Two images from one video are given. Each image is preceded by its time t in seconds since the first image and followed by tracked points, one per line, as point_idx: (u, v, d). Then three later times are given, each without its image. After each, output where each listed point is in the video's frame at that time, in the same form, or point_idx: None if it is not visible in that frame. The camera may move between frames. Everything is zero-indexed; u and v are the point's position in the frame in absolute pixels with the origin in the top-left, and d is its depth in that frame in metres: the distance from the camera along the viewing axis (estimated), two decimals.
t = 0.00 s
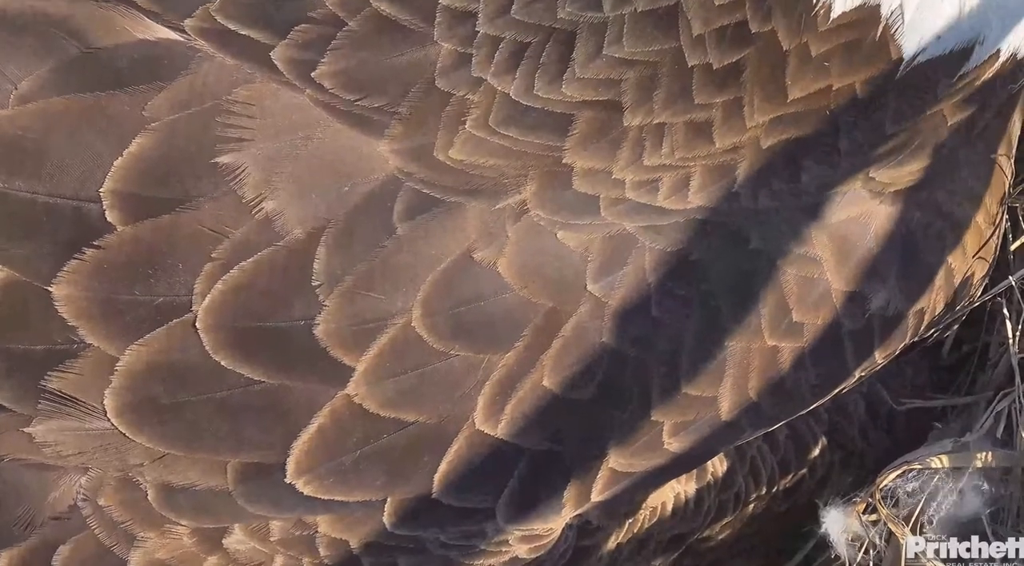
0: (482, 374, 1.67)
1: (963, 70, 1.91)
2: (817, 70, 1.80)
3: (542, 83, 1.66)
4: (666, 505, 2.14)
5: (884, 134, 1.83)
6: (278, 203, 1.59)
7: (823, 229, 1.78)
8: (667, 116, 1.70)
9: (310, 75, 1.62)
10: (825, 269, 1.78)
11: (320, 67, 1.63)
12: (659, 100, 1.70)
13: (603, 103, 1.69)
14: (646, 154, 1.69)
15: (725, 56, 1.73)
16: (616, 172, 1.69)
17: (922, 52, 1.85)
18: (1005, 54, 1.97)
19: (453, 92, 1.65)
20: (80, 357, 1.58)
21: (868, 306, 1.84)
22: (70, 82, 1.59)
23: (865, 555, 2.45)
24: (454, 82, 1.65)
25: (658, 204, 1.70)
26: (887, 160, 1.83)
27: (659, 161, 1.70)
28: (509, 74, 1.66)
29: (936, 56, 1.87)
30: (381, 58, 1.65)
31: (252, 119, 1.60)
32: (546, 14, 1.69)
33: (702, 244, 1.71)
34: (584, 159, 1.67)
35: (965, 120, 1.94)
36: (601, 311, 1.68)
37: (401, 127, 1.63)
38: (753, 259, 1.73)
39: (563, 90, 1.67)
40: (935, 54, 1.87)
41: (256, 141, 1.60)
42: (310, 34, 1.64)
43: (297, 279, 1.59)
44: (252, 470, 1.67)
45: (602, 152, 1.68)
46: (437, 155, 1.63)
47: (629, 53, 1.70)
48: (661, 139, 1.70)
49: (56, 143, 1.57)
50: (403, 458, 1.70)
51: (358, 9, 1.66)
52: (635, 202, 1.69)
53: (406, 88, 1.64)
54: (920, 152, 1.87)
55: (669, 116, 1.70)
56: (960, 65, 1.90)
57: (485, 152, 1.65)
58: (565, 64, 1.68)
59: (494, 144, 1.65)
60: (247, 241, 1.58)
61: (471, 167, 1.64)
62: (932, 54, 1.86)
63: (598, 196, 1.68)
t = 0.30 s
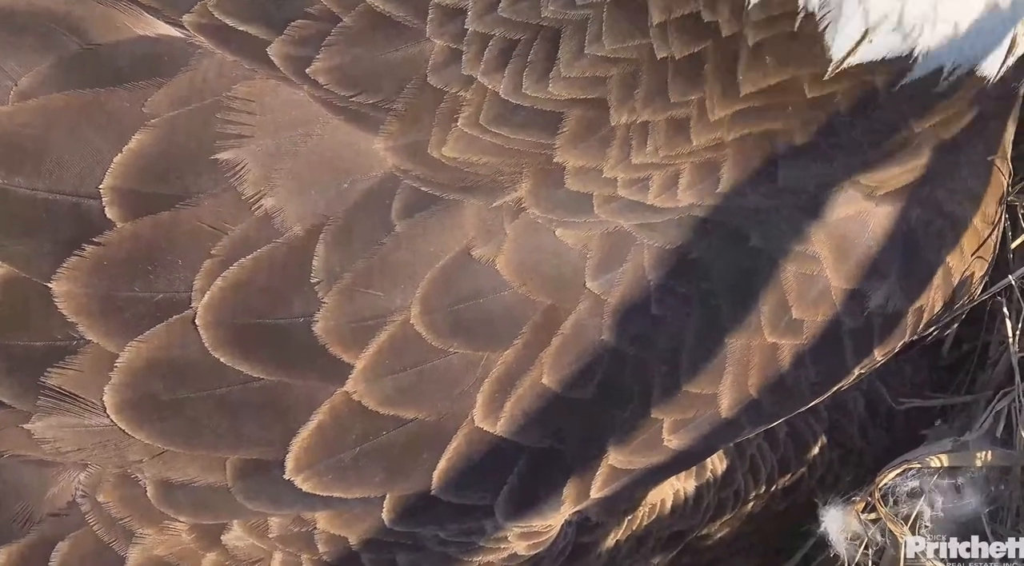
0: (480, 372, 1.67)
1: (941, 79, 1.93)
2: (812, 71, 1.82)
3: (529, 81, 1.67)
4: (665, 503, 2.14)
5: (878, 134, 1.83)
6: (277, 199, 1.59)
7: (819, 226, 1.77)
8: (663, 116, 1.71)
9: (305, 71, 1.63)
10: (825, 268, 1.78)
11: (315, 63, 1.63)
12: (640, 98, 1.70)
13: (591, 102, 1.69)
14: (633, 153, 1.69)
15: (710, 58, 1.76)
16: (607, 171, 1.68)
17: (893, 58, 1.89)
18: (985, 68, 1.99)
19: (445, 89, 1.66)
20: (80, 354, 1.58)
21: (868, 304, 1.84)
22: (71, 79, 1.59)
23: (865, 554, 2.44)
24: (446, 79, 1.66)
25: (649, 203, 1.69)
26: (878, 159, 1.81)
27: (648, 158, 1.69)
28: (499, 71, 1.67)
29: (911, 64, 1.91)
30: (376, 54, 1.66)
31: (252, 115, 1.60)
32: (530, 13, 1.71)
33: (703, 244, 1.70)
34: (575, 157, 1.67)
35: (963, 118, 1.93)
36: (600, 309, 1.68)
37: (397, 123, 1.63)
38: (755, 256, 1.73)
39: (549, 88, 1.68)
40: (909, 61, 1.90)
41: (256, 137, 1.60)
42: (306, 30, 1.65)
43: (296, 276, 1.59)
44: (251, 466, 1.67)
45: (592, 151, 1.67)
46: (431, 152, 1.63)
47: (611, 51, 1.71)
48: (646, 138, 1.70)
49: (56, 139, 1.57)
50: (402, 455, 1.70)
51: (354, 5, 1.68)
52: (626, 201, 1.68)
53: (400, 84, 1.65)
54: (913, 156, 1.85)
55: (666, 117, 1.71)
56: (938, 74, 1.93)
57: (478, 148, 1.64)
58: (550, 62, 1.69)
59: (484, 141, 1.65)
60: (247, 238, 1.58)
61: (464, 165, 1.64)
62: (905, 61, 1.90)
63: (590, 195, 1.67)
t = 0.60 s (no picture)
0: (478, 372, 1.68)
1: (944, 115, 1.97)
2: (800, 83, 1.85)
3: (507, 90, 1.71)
4: (665, 501, 2.15)
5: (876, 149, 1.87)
6: (273, 200, 1.59)
7: (818, 227, 1.79)
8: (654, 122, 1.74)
9: (294, 72, 1.66)
10: (822, 269, 1.79)
11: (303, 65, 1.66)
12: (611, 111, 1.73)
13: (569, 112, 1.72)
14: (609, 165, 1.71)
15: (678, 74, 1.78)
16: (584, 180, 1.70)
17: (897, 106, 1.92)
18: (986, 91, 2.02)
19: (429, 94, 1.68)
20: (78, 354, 1.58)
21: (865, 304, 1.85)
22: (69, 79, 1.59)
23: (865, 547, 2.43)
24: (427, 84, 1.68)
25: (628, 211, 1.70)
26: (873, 169, 1.85)
27: (625, 169, 1.71)
28: (478, 79, 1.70)
29: (913, 104, 1.94)
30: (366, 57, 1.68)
31: (246, 116, 1.61)
32: (505, 24, 1.76)
33: (701, 245, 1.71)
34: (553, 166, 1.69)
35: (951, 133, 1.97)
36: (597, 309, 1.68)
37: (387, 124, 1.65)
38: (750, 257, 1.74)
39: (526, 96, 1.71)
40: (912, 102, 1.94)
41: (253, 137, 1.61)
42: (296, 34, 1.68)
43: (292, 276, 1.59)
44: (250, 466, 1.67)
45: (568, 159, 1.70)
46: (418, 155, 1.65)
47: (582, 62, 1.75)
48: (618, 150, 1.72)
49: (54, 139, 1.56)
50: (401, 455, 1.70)
51: (345, 11, 1.71)
52: (608, 208, 1.70)
53: (390, 87, 1.67)
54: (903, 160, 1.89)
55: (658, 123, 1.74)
56: (940, 108, 1.96)
57: (463, 153, 1.67)
58: (528, 71, 1.73)
59: (469, 146, 1.67)
60: (243, 238, 1.58)
61: (449, 168, 1.66)
62: (906, 103, 1.93)
63: (572, 202, 1.68)
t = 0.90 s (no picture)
0: (481, 372, 1.67)
1: (943, 120, 1.97)
2: (799, 84, 1.85)
3: (508, 91, 1.72)
4: (667, 503, 2.15)
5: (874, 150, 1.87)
6: (276, 199, 1.59)
7: (820, 228, 1.79)
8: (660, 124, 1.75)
9: (296, 72, 1.66)
10: (825, 269, 1.79)
11: (306, 65, 1.67)
12: (613, 113, 1.73)
13: (572, 113, 1.72)
14: (610, 168, 1.71)
15: (678, 74, 1.78)
16: (585, 182, 1.70)
17: (896, 109, 1.93)
18: (983, 99, 2.03)
19: (432, 95, 1.69)
20: (81, 353, 1.57)
21: (868, 306, 1.86)
22: (73, 79, 1.60)
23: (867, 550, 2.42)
24: (433, 86, 1.70)
25: (629, 213, 1.71)
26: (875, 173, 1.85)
27: (626, 171, 1.72)
28: (479, 80, 1.72)
29: (912, 108, 1.94)
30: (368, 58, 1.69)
31: (249, 117, 1.62)
32: (509, 23, 1.76)
33: (704, 247, 1.72)
34: (555, 169, 1.69)
35: (951, 138, 1.97)
36: (600, 310, 1.68)
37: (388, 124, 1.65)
38: (751, 259, 1.74)
39: (527, 98, 1.72)
40: (911, 106, 1.94)
41: (256, 137, 1.61)
42: (298, 35, 1.68)
43: (295, 276, 1.59)
44: (254, 466, 1.67)
45: (570, 160, 1.70)
46: (420, 156, 1.65)
47: (585, 63, 1.75)
48: (620, 152, 1.72)
49: (57, 138, 1.56)
50: (404, 455, 1.70)
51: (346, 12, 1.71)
52: (608, 210, 1.70)
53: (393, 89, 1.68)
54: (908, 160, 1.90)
55: (660, 124, 1.75)
56: (940, 113, 1.97)
57: (465, 154, 1.67)
58: (529, 72, 1.74)
59: (471, 147, 1.67)
60: (246, 238, 1.58)
61: (450, 169, 1.66)
62: (904, 107, 1.94)
63: (573, 204, 1.69)
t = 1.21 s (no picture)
0: (481, 375, 1.67)
1: (908, 151, 1.91)
2: (757, 102, 1.81)
3: (501, 93, 1.69)
4: (667, 505, 2.15)
5: (841, 172, 1.83)
6: (276, 202, 1.60)
7: (820, 231, 1.79)
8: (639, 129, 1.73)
9: (295, 74, 1.65)
10: (824, 271, 1.80)
11: (304, 68, 1.66)
12: (597, 119, 1.71)
13: (561, 116, 1.71)
14: (597, 173, 1.70)
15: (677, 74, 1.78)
16: (574, 186, 1.68)
17: (857, 136, 1.88)
18: (957, 133, 1.97)
19: (427, 96, 1.67)
20: (81, 356, 1.57)
21: (868, 308, 1.86)
22: (74, 81, 1.60)
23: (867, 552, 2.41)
24: (426, 87, 1.67)
25: (618, 220, 1.70)
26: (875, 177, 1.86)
27: (613, 177, 1.70)
28: (473, 81, 1.69)
29: (881, 134, 1.89)
30: (367, 59, 1.68)
31: (247, 117, 1.62)
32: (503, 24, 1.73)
33: (704, 249, 1.72)
34: (547, 172, 1.68)
35: (917, 170, 1.91)
36: (600, 312, 1.69)
37: (386, 127, 1.65)
38: (751, 261, 1.75)
39: (518, 101, 1.69)
40: (878, 133, 1.89)
41: (256, 139, 1.61)
42: (297, 38, 1.67)
43: (295, 279, 1.59)
44: (254, 468, 1.67)
45: (565, 163, 1.69)
46: (415, 158, 1.64)
47: (572, 64, 1.73)
48: (606, 157, 1.70)
49: (58, 141, 1.56)
50: (404, 457, 1.70)
51: (346, 14, 1.71)
52: (601, 214, 1.69)
53: (389, 91, 1.67)
54: (879, 180, 1.86)
55: (639, 130, 1.73)
56: (905, 143, 1.91)
57: (459, 157, 1.66)
58: (521, 74, 1.71)
59: (465, 150, 1.66)
60: (246, 239, 1.58)
61: (447, 172, 1.65)
62: (875, 132, 1.89)
63: (566, 208, 1.68)
